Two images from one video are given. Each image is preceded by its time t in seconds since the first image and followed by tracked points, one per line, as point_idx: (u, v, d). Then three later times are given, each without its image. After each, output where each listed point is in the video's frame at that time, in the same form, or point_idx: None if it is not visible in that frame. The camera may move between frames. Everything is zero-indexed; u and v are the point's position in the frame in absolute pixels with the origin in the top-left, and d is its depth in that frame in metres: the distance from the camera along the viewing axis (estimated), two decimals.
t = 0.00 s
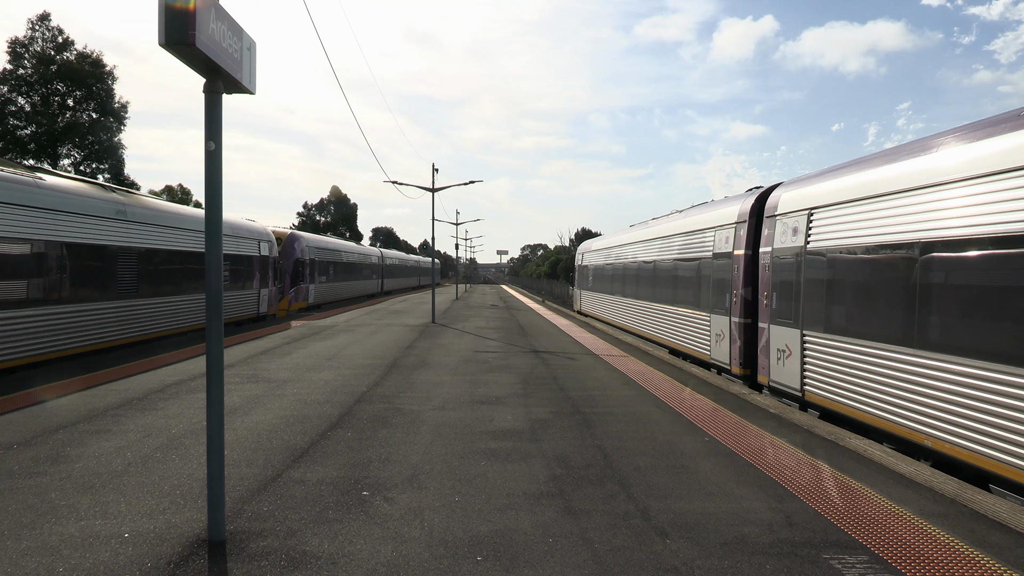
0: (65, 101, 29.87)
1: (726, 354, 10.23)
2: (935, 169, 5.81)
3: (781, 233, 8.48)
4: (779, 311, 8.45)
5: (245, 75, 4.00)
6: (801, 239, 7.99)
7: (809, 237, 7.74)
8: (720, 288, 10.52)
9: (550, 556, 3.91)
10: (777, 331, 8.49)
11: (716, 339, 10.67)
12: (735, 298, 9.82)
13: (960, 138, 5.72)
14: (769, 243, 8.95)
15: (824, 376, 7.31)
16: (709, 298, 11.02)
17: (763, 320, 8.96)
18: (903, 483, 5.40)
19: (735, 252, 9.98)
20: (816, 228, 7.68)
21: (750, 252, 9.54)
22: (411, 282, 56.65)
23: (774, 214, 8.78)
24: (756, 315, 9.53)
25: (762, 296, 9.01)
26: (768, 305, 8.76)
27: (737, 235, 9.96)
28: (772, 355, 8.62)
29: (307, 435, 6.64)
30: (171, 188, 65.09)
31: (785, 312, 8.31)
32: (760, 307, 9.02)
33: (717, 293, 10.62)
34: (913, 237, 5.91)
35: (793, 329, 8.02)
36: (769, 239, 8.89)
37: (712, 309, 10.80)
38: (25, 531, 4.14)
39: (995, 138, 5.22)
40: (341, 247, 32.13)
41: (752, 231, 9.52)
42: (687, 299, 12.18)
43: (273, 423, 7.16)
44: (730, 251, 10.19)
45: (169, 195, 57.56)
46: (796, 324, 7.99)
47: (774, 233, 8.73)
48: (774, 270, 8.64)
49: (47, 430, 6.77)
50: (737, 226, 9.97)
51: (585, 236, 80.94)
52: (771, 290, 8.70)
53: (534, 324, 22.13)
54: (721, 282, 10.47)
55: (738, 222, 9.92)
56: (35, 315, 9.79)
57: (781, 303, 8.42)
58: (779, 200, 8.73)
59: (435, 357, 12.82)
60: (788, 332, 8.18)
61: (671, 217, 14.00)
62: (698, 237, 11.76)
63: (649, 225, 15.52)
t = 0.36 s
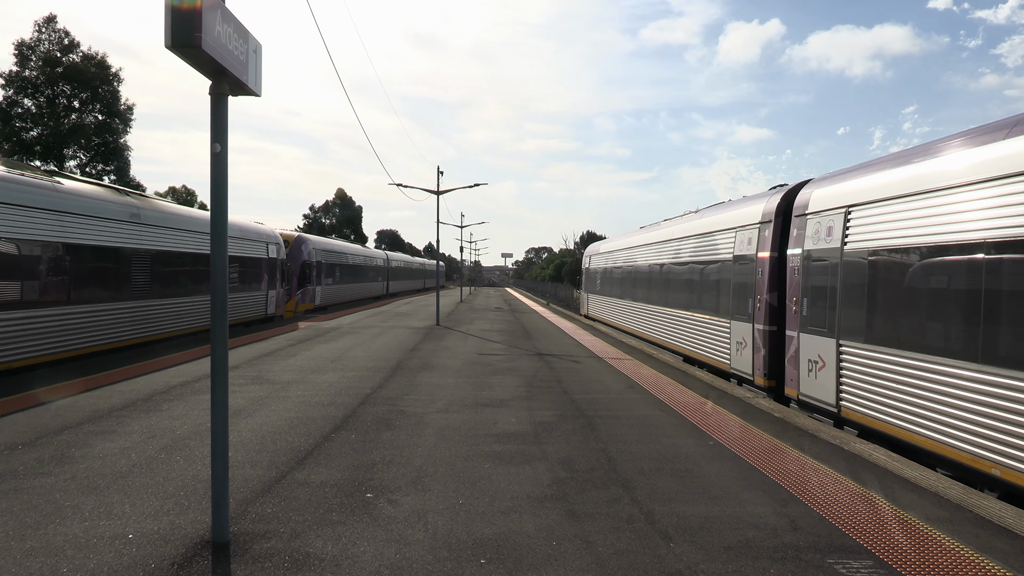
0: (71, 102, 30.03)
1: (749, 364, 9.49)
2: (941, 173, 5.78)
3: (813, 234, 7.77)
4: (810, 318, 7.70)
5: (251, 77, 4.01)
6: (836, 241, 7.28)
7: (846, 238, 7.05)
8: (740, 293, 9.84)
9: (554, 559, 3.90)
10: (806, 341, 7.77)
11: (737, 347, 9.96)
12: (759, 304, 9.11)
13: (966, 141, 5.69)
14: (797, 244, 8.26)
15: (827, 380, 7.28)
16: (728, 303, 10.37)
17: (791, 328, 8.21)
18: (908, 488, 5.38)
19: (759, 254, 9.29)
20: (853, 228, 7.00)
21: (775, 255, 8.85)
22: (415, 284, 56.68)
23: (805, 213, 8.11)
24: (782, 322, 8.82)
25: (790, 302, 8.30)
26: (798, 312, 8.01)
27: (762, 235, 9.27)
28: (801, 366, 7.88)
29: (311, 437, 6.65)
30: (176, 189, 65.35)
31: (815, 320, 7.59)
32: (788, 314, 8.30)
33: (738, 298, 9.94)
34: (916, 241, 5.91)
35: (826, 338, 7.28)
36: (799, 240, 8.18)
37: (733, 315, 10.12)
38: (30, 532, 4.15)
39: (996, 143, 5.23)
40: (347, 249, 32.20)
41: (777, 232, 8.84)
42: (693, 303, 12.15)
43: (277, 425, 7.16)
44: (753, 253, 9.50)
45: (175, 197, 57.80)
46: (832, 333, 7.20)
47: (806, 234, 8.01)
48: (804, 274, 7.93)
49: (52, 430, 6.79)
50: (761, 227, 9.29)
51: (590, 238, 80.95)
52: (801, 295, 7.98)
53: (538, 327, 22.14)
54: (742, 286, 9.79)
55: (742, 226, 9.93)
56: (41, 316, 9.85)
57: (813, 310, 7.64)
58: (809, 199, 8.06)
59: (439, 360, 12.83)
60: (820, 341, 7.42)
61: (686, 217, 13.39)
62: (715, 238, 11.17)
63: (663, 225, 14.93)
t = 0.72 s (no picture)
0: (74, 106, 30.16)
1: (772, 374, 8.67)
2: (945, 175, 5.73)
3: (847, 232, 7.03)
4: (842, 325, 6.91)
5: (254, 80, 4.03)
6: (873, 240, 6.56)
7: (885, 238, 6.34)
8: (763, 297, 9.09)
9: (558, 562, 3.89)
10: (838, 350, 6.97)
11: (758, 355, 9.18)
12: (783, 309, 8.36)
13: (969, 143, 5.64)
14: (828, 244, 7.48)
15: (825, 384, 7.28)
16: (747, 309, 9.66)
17: (818, 336, 7.43)
18: (913, 491, 5.35)
19: (784, 255, 8.52)
20: (894, 223, 6.27)
21: (801, 255, 8.10)
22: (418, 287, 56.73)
23: (836, 210, 7.37)
24: (809, 329, 8.04)
25: (818, 306, 7.48)
26: (828, 318, 7.23)
27: (786, 235, 8.53)
28: (833, 377, 7.06)
29: (314, 440, 6.65)
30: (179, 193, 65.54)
31: (848, 327, 6.79)
32: (817, 319, 7.45)
33: (759, 302, 9.19)
34: (915, 243, 5.90)
35: (863, 347, 6.45)
36: (830, 239, 7.40)
37: (753, 321, 9.36)
38: (32, 535, 4.15)
39: (997, 147, 5.23)
40: (351, 253, 32.23)
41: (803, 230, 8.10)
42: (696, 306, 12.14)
43: (280, 429, 7.16)
44: (776, 255, 8.75)
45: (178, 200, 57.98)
46: (869, 342, 6.39)
47: (838, 232, 7.25)
48: (835, 276, 7.13)
49: (55, 434, 6.80)
50: (785, 225, 8.57)
51: (592, 241, 81.00)
52: (832, 299, 7.16)
53: (541, 330, 22.14)
54: (764, 290, 9.03)
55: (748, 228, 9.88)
56: (45, 320, 9.88)
57: (846, 316, 6.84)
58: (842, 195, 7.32)
59: (443, 363, 12.82)
60: (855, 350, 6.63)
61: (699, 217, 12.75)
62: (730, 239, 10.63)
63: (673, 226, 14.32)
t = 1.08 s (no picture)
0: (75, 110, 30.24)
1: (798, 378, 8.02)
2: (941, 172, 5.78)
3: (884, 223, 6.44)
4: (880, 325, 6.31)
5: (254, 82, 4.02)
6: (914, 231, 6.00)
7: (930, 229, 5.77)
8: (785, 296, 8.45)
9: (562, 561, 3.88)
10: (873, 352, 6.38)
11: (780, 357, 8.54)
12: (809, 309, 7.74)
13: (970, 139, 5.65)
14: (861, 238, 6.88)
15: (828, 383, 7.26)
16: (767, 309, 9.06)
17: (853, 338, 6.80)
18: (918, 487, 5.33)
19: (809, 250, 7.89)
20: (939, 212, 5.70)
21: (830, 250, 7.49)
22: (421, 288, 56.74)
23: (871, 200, 6.77)
24: (839, 330, 7.44)
25: (852, 305, 6.90)
26: (864, 319, 6.62)
27: (812, 228, 7.88)
28: (868, 382, 6.44)
29: (318, 442, 6.64)
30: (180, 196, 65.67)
31: (887, 328, 6.21)
32: (851, 320, 6.89)
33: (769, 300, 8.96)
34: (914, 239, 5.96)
35: (905, 349, 5.87)
36: (865, 231, 6.79)
37: (775, 321, 8.72)
38: (37, 539, 4.15)
39: (993, 143, 5.28)
40: (354, 255, 32.28)
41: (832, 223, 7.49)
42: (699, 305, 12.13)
43: (284, 431, 7.16)
44: (801, 251, 8.10)
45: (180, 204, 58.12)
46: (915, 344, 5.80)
47: (873, 223, 6.66)
48: (872, 272, 6.55)
49: (58, 438, 6.81)
50: (810, 219, 7.96)
51: (594, 240, 81.03)
52: (868, 297, 6.57)
53: (543, 330, 22.15)
54: (787, 288, 8.40)
55: (751, 225, 9.88)
56: (49, 323, 9.89)
57: (886, 315, 6.25)
58: (876, 184, 6.73)
59: (446, 364, 12.82)
60: (896, 353, 6.03)
61: (711, 212, 12.17)
62: (739, 236, 10.32)
63: (681, 223, 13.77)
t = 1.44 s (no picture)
0: (76, 111, 30.27)
1: (823, 384, 7.44)
2: (942, 171, 5.81)
3: (925, 217, 5.85)
4: (920, 328, 5.75)
5: (255, 82, 4.02)
6: (960, 225, 5.43)
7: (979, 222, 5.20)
8: (808, 296, 7.87)
9: (565, 560, 3.88)
10: (912, 358, 5.82)
11: (802, 362, 7.98)
12: (836, 309, 7.15)
13: (970, 138, 5.68)
14: (896, 232, 6.32)
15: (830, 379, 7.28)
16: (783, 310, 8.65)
17: (888, 342, 6.23)
18: (920, 485, 5.32)
19: (835, 246, 7.31)
20: (992, 204, 5.12)
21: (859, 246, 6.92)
22: (423, 287, 56.77)
23: (908, 190, 6.18)
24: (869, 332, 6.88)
25: (886, 306, 6.33)
26: (900, 320, 6.05)
27: (839, 222, 7.32)
28: (907, 390, 5.89)
29: (320, 441, 6.65)
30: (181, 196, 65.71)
31: (929, 331, 5.63)
32: (883, 322, 6.34)
33: (773, 299, 8.96)
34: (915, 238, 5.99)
35: (951, 355, 5.31)
36: (902, 226, 6.20)
37: (796, 323, 8.18)
38: (40, 539, 4.16)
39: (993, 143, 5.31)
40: (357, 254, 32.31)
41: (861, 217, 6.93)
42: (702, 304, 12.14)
43: (286, 430, 7.16)
44: (826, 247, 7.53)
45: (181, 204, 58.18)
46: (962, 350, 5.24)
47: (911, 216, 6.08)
48: (909, 270, 5.99)
49: (61, 438, 6.82)
50: (836, 212, 7.39)
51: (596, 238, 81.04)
52: (905, 297, 6.01)
53: (544, 328, 22.17)
54: (810, 287, 7.84)
55: (754, 223, 9.87)
56: (51, 324, 9.90)
57: (928, 318, 5.67)
58: (913, 174, 6.17)
59: (447, 363, 12.82)
60: (939, 358, 5.47)
61: (723, 206, 11.69)
62: (754, 231, 9.85)
63: (691, 219, 13.30)
